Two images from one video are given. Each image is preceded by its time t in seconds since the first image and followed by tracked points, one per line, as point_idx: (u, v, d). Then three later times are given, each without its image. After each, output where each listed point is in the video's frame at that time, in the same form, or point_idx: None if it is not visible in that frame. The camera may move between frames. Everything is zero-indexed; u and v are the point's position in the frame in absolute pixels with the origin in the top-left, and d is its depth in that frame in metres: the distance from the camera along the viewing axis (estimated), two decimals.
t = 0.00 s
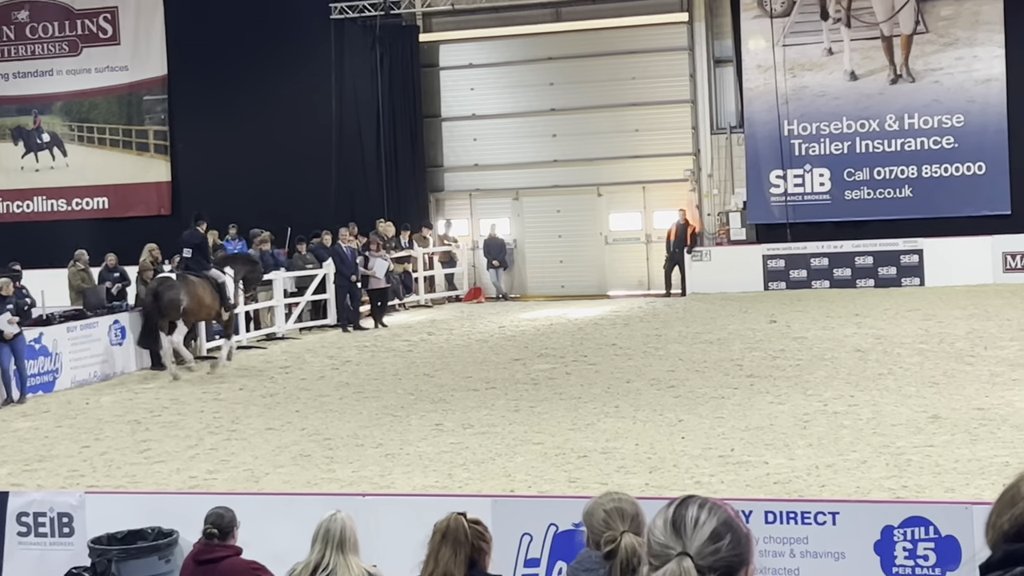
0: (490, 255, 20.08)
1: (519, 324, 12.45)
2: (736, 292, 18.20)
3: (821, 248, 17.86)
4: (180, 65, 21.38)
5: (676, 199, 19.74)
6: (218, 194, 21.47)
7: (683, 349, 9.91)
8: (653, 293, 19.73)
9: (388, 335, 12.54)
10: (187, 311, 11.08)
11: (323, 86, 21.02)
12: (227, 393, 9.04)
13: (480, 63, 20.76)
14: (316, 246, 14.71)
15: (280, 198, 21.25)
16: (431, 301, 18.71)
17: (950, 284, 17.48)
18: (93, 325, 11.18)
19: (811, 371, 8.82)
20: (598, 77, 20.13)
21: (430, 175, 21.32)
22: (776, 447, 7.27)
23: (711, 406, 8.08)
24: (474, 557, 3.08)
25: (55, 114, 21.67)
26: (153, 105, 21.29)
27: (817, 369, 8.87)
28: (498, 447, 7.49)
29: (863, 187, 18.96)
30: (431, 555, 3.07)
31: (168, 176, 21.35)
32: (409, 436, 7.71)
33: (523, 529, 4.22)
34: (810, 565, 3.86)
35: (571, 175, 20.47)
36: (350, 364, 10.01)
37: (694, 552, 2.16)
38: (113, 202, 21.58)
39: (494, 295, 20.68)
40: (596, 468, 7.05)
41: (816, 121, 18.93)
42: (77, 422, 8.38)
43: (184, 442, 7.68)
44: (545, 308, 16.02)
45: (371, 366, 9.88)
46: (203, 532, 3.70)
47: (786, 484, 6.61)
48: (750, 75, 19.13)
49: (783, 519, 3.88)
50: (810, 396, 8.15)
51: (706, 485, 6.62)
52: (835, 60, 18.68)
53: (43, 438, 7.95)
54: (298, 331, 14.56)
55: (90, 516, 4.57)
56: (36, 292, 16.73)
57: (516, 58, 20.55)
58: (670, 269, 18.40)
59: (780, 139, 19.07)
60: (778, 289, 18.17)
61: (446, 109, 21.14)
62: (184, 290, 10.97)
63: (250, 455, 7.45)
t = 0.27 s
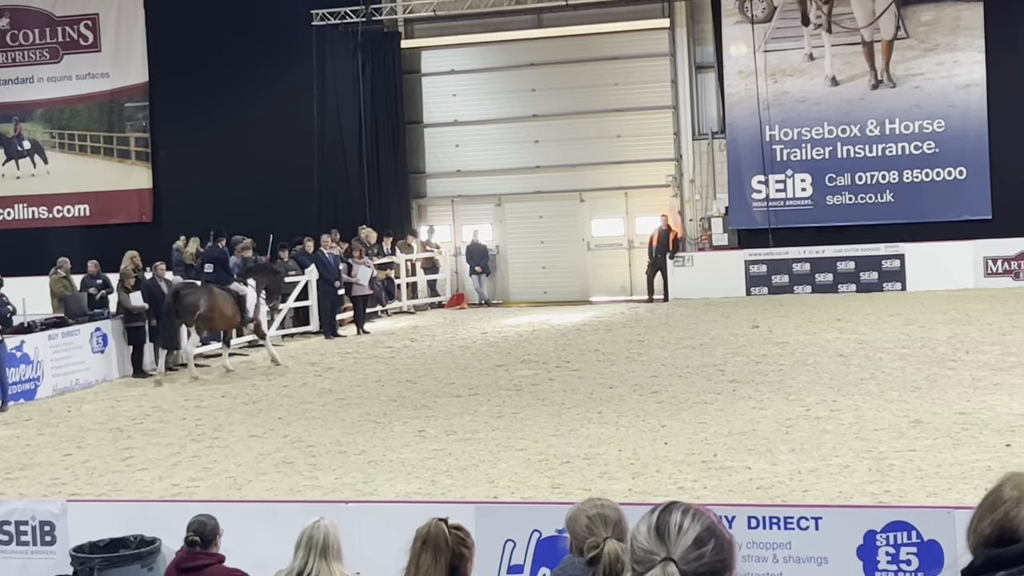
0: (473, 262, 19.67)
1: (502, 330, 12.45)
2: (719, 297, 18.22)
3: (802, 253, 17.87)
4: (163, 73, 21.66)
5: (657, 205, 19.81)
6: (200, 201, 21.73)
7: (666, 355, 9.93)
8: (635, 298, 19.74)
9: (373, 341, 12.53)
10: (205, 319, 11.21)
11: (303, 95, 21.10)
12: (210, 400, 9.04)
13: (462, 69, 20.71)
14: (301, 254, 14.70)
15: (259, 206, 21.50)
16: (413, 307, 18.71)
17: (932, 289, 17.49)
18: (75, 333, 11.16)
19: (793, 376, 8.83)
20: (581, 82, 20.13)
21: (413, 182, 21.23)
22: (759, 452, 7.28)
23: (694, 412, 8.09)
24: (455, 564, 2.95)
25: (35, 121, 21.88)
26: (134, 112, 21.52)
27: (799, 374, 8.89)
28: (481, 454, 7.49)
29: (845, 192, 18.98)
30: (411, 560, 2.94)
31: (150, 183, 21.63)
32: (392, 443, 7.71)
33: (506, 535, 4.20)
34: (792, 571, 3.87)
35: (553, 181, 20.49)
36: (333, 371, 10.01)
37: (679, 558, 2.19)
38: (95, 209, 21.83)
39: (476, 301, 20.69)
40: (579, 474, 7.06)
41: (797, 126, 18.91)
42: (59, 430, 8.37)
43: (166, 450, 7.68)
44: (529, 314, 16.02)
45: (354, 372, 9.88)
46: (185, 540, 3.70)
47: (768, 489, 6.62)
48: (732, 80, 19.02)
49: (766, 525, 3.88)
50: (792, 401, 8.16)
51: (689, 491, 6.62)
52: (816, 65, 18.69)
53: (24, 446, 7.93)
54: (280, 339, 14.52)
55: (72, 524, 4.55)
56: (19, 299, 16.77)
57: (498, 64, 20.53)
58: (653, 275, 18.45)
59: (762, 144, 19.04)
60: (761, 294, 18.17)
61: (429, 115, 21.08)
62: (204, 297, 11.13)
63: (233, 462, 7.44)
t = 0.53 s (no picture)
0: (458, 267, 20.05)
1: (487, 336, 12.46)
2: (704, 303, 18.28)
3: (786, 258, 18.00)
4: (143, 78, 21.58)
5: (641, 211, 19.94)
6: (184, 207, 21.62)
7: (651, 360, 9.94)
8: (620, 303, 19.89)
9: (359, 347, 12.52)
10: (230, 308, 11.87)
11: (286, 100, 21.11)
12: (194, 407, 9.03)
13: (445, 75, 20.86)
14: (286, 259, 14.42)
15: (241, 212, 21.41)
16: (399, 313, 18.84)
17: (917, 293, 17.57)
18: (59, 340, 11.14)
19: (778, 380, 8.84)
20: (564, 88, 20.24)
21: (398, 188, 21.34)
22: (744, 457, 7.29)
23: (679, 417, 8.09)
24: (431, 569, 2.87)
25: (19, 127, 21.82)
26: (118, 118, 21.53)
27: (784, 379, 8.89)
28: (467, 459, 7.48)
29: (829, 198, 18.97)
30: (387, 568, 2.89)
31: (134, 189, 21.60)
32: (377, 448, 7.70)
33: (492, 541, 4.21)
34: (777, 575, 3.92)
35: (538, 187, 20.61)
36: (317, 377, 10.00)
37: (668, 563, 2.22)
38: (78, 215, 21.79)
39: (462, 306, 20.82)
40: (565, 479, 7.06)
41: (781, 131, 18.92)
42: (43, 437, 8.35)
43: (151, 456, 7.67)
44: (514, 319, 16.06)
45: (339, 378, 9.87)
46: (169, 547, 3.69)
47: (754, 493, 6.62)
48: (715, 86, 18.99)
49: (752, 528, 3.94)
50: (777, 406, 8.17)
51: (674, 496, 6.62)
52: (799, 70, 18.67)
53: (8, 453, 7.92)
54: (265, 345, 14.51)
55: (57, 530, 4.54)
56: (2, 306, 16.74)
57: (482, 70, 20.66)
58: (638, 280, 18.64)
59: (746, 149, 19.03)
60: (745, 298, 18.35)
61: (413, 122, 21.16)
62: (227, 288, 11.77)
63: (217, 468, 7.43)
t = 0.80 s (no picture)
0: (443, 272, 19.85)
1: (472, 341, 12.44)
2: (689, 308, 18.25)
3: (770, 262, 17.94)
4: (130, 83, 21.57)
5: (626, 215, 19.80)
6: (169, 213, 21.62)
7: (636, 365, 9.94)
8: (606, 308, 19.73)
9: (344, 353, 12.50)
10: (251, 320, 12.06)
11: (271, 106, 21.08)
12: (178, 413, 9.02)
13: (431, 80, 20.76)
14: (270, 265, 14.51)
15: (228, 218, 21.37)
16: (383, 318, 18.70)
17: (901, 298, 17.58)
18: (42, 346, 11.10)
19: (763, 385, 8.85)
20: (549, 93, 20.18)
21: (383, 193, 21.33)
22: (728, 461, 7.30)
23: (664, 421, 8.10)
24: None
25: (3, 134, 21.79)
26: (102, 124, 21.53)
27: (768, 384, 8.91)
28: (452, 465, 7.48)
29: (813, 203, 18.90)
30: None
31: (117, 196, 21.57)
32: (362, 454, 7.69)
33: (478, 546, 4.22)
34: None
35: (522, 192, 20.47)
36: (302, 383, 9.98)
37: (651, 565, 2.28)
38: (61, 222, 21.79)
39: (446, 312, 20.64)
40: (550, 484, 7.06)
41: (765, 136, 18.83)
42: (27, 444, 8.33)
43: (135, 463, 7.66)
44: (498, 325, 16.04)
45: (323, 384, 9.85)
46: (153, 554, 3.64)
47: (738, 498, 6.63)
48: (699, 91, 18.96)
49: (737, 532, 3.97)
50: (762, 410, 8.18)
51: (659, 500, 6.63)
52: (783, 75, 18.62)
53: None
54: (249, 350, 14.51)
55: (40, 537, 4.54)
56: None
57: (467, 75, 20.58)
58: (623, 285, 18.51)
59: (730, 154, 18.94)
60: (730, 303, 18.25)
61: (398, 127, 21.13)
62: (249, 299, 11.93)
63: (202, 474, 7.42)
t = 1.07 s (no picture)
0: (425, 278, 20.04)
1: (455, 347, 12.46)
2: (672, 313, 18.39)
3: (752, 267, 18.11)
4: (109, 89, 21.62)
5: (608, 220, 19.99)
6: (150, 219, 21.63)
7: (618, 370, 9.96)
8: (588, 314, 19.87)
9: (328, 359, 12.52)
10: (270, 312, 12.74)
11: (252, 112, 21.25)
12: (160, 420, 9.01)
13: (411, 86, 20.98)
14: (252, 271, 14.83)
15: (209, 223, 21.46)
16: (365, 325, 18.88)
17: (882, 303, 17.66)
18: (23, 354, 11.04)
19: (745, 390, 8.87)
20: (530, 99, 20.38)
21: (364, 200, 21.51)
22: (711, 467, 7.31)
23: (646, 427, 8.12)
24: None
25: None
26: (82, 131, 21.41)
27: (750, 389, 8.92)
28: (435, 470, 7.48)
29: (794, 207, 19.21)
30: None
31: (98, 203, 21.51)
32: (344, 461, 7.69)
33: (460, 552, 4.17)
34: None
35: (504, 198, 20.67)
36: (284, 390, 9.98)
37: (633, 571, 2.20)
38: (43, 229, 21.56)
39: (428, 318, 20.83)
40: (533, 490, 7.05)
41: (746, 142, 19.16)
42: (7, 452, 8.31)
43: (117, 471, 7.64)
44: (479, 330, 16.17)
45: (305, 391, 9.85)
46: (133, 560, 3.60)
47: (720, 503, 6.64)
48: (681, 96, 19.27)
49: (719, 538, 3.90)
50: (744, 415, 8.20)
51: (641, 506, 6.63)
52: (764, 81, 18.95)
53: None
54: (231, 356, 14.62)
55: (19, 544, 4.54)
56: None
57: (447, 81, 20.81)
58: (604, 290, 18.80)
59: (712, 159, 19.27)
60: (712, 308, 18.41)
61: (379, 133, 21.32)
62: (265, 291, 12.63)
63: (184, 481, 7.41)
